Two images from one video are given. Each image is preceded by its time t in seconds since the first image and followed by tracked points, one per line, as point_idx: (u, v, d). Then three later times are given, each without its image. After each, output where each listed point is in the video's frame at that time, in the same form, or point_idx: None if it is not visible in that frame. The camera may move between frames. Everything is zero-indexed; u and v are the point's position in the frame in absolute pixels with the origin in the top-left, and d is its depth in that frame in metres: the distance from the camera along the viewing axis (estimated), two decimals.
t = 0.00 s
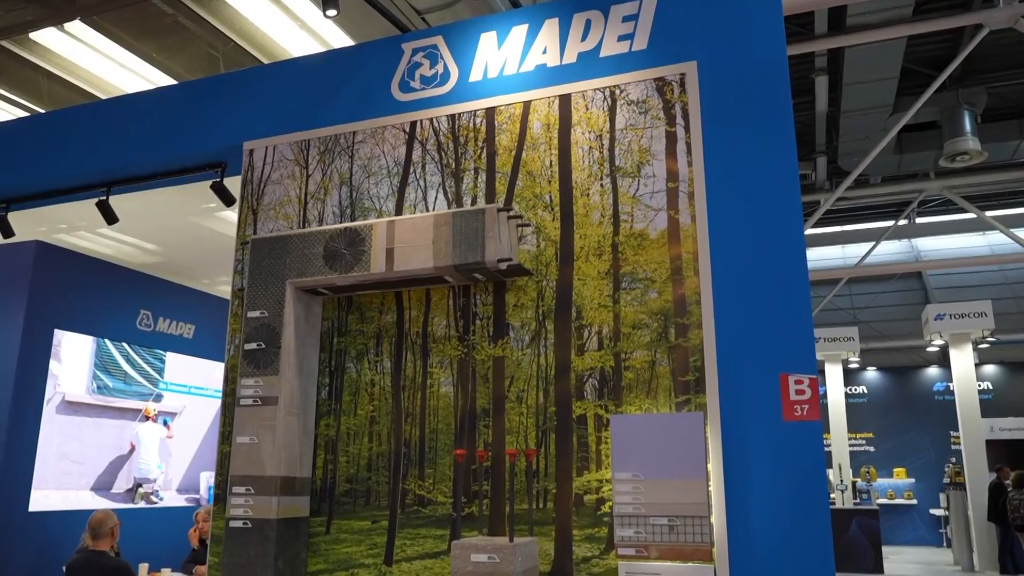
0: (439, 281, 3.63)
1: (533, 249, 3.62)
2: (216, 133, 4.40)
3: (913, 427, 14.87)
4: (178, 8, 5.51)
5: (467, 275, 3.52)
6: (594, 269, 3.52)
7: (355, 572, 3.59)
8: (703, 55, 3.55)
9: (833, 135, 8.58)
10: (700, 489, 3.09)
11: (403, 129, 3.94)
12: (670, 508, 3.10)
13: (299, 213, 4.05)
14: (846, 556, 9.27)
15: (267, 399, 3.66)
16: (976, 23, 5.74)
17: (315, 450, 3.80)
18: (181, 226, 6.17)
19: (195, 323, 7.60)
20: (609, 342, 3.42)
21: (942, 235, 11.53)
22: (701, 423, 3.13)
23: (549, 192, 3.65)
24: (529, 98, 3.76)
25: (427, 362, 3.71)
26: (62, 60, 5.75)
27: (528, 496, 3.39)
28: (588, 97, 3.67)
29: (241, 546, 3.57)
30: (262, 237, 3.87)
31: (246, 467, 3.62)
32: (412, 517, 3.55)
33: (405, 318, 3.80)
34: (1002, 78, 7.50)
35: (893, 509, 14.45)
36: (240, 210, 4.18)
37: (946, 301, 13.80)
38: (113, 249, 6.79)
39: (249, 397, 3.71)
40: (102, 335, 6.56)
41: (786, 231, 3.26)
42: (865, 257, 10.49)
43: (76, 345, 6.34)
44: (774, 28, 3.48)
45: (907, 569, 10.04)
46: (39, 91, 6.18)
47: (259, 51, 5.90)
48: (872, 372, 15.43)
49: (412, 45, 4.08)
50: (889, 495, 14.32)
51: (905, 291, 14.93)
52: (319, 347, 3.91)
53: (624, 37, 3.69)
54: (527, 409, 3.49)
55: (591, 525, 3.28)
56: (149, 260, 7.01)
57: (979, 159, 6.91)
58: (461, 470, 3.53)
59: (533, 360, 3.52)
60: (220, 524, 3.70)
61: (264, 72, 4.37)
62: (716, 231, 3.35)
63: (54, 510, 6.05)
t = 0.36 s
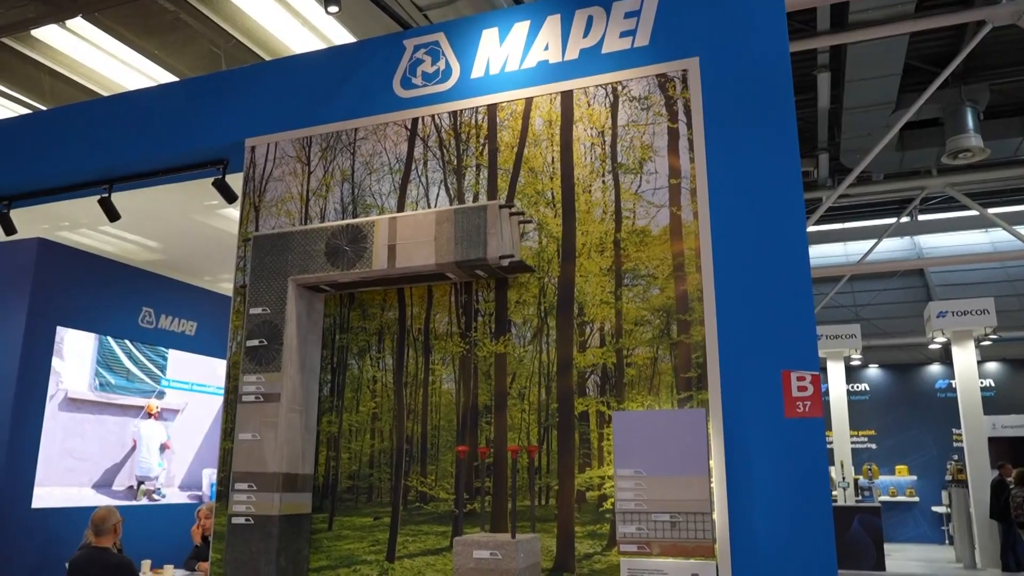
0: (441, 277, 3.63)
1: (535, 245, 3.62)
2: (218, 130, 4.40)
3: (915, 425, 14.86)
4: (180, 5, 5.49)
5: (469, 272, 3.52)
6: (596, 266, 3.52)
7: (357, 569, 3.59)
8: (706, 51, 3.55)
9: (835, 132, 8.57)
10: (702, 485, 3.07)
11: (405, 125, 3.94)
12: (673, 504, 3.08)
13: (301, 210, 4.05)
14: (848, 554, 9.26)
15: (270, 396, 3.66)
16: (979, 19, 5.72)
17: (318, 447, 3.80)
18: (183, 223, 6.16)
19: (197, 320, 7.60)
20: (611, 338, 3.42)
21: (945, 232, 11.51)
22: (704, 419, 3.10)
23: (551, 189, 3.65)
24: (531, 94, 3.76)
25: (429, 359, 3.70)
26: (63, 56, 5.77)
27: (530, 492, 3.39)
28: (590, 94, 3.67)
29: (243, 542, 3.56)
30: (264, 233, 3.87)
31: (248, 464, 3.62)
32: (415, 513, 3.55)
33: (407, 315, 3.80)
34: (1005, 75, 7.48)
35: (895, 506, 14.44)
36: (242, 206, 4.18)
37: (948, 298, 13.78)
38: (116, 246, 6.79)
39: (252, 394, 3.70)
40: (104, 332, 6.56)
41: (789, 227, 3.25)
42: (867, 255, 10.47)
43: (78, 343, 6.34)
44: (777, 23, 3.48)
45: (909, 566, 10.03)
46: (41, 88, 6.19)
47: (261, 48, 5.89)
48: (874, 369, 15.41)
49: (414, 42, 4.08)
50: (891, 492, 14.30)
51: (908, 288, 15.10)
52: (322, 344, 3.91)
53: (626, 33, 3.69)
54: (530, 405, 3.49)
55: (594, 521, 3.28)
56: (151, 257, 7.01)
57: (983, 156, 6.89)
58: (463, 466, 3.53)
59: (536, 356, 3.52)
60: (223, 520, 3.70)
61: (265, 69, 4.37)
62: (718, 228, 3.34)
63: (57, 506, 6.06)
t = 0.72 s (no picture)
0: (443, 273, 3.63)
1: (536, 241, 3.62)
2: (219, 127, 4.40)
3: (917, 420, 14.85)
4: (180, 3, 5.59)
5: (470, 267, 3.52)
6: (597, 261, 3.51)
7: (359, 565, 3.59)
8: (706, 45, 3.54)
9: (837, 128, 8.55)
10: (705, 480, 3.07)
11: (406, 121, 3.94)
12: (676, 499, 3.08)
13: (302, 206, 4.05)
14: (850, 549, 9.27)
15: (272, 392, 3.66)
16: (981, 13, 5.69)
17: (319, 443, 3.80)
18: (184, 220, 6.16)
19: (198, 317, 7.60)
20: (613, 333, 3.42)
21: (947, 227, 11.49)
22: (706, 413, 3.10)
23: (552, 184, 3.65)
24: (532, 90, 3.76)
25: (431, 355, 3.70)
26: (64, 54, 5.76)
27: (532, 488, 3.39)
28: (590, 89, 3.66)
29: (245, 538, 3.56)
30: (265, 230, 3.86)
31: (251, 460, 3.62)
32: (417, 509, 3.56)
33: (408, 311, 3.80)
34: (1005, 70, 7.48)
35: (898, 501, 14.43)
36: (243, 203, 4.18)
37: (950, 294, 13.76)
38: (117, 245, 6.79)
39: (254, 390, 3.70)
40: (106, 330, 6.56)
41: (790, 222, 3.25)
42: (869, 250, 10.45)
43: (80, 341, 6.35)
44: (777, 17, 3.47)
45: (912, 562, 10.03)
46: (42, 87, 6.19)
47: (261, 45, 5.90)
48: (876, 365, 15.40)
49: (414, 38, 4.07)
50: (893, 488, 14.30)
51: (911, 286, 15.14)
52: (323, 340, 3.91)
53: (627, 28, 3.68)
54: (532, 401, 3.49)
55: (596, 516, 3.28)
56: (152, 255, 7.02)
57: (984, 151, 6.87)
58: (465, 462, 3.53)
59: (537, 352, 3.52)
60: (226, 516, 3.72)
61: (266, 66, 4.37)
62: (719, 223, 3.34)
63: (61, 504, 6.08)
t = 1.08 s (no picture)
0: (444, 267, 3.62)
1: (538, 234, 3.61)
2: (219, 122, 4.39)
3: (918, 415, 14.85)
4: None
5: (472, 261, 3.52)
6: (599, 255, 3.51)
7: (361, 559, 3.60)
8: (708, 38, 3.53)
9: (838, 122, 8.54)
10: (707, 473, 3.07)
11: (407, 115, 3.93)
12: (678, 493, 3.08)
13: (303, 200, 4.05)
14: (852, 542, 9.28)
15: (273, 386, 3.66)
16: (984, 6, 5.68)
17: (321, 437, 3.80)
18: (185, 215, 6.15)
19: (200, 313, 7.61)
20: (614, 327, 3.42)
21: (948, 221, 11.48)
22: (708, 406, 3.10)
23: (553, 177, 3.64)
24: (533, 83, 3.75)
25: (432, 349, 3.70)
26: (64, 49, 5.76)
27: (534, 481, 3.39)
28: (592, 82, 3.66)
29: (247, 532, 3.57)
30: (266, 224, 3.86)
31: (253, 454, 3.63)
32: (418, 502, 3.56)
33: (410, 305, 3.80)
34: (1008, 63, 7.47)
35: (899, 496, 14.43)
36: (244, 197, 4.18)
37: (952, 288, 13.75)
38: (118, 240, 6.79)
39: (255, 384, 3.70)
40: (108, 325, 6.57)
41: (791, 215, 3.24)
42: (871, 245, 10.44)
43: (84, 336, 6.36)
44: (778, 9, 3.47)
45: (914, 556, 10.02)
46: (42, 82, 6.18)
47: (262, 39, 5.89)
48: (877, 360, 15.40)
49: (415, 31, 4.06)
50: (894, 482, 14.30)
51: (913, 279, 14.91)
52: (325, 334, 3.91)
53: (628, 21, 3.68)
54: (533, 395, 3.48)
55: (598, 510, 3.28)
56: (154, 250, 7.02)
57: (986, 145, 6.86)
58: (467, 456, 3.53)
59: (539, 346, 3.52)
60: (228, 510, 3.73)
61: (266, 60, 4.36)
62: (720, 216, 3.34)
63: (62, 499, 6.08)
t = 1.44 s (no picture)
0: (446, 256, 3.62)
1: (540, 224, 3.61)
2: (220, 113, 4.39)
3: (921, 407, 14.85)
4: None
5: (474, 251, 3.51)
6: (601, 245, 3.50)
7: (365, 548, 3.61)
8: (711, 27, 3.51)
9: (841, 113, 8.51)
10: (709, 462, 3.10)
11: (408, 105, 3.92)
12: (681, 482, 3.12)
13: (305, 190, 4.04)
14: (853, 533, 9.30)
15: (276, 376, 3.66)
16: None
17: (324, 428, 3.81)
18: (188, 207, 6.15)
19: (202, 304, 7.62)
20: (617, 317, 3.41)
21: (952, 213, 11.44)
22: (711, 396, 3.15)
23: (556, 167, 3.63)
24: (535, 72, 3.74)
25: (434, 339, 3.70)
26: (66, 40, 5.76)
27: (536, 471, 3.39)
28: (594, 71, 3.65)
29: (250, 521, 3.57)
30: (268, 215, 3.86)
31: (256, 444, 3.63)
32: (421, 492, 3.56)
33: (412, 295, 3.79)
34: (1013, 54, 7.44)
35: (902, 488, 14.43)
36: (246, 187, 4.17)
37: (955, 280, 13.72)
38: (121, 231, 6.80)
39: (258, 374, 3.71)
40: (111, 316, 6.58)
41: (795, 205, 3.23)
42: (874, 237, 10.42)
43: (87, 327, 6.37)
44: None
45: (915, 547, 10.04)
46: (44, 73, 6.18)
47: (264, 30, 5.88)
48: (880, 352, 15.39)
49: (416, 21, 4.05)
50: (897, 474, 14.30)
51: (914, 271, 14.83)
52: (327, 324, 3.91)
53: (631, 10, 3.66)
54: (536, 384, 3.48)
55: (600, 499, 3.28)
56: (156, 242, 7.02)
57: (990, 136, 6.83)
58: (469, 445, 3.53)
59: (541, 336, 3.52)
60: (231, 500, 3.74)
61: (267, 51, 4.35)
62: (723, 205, 3.33)
63: (65, 489, 6.09)
